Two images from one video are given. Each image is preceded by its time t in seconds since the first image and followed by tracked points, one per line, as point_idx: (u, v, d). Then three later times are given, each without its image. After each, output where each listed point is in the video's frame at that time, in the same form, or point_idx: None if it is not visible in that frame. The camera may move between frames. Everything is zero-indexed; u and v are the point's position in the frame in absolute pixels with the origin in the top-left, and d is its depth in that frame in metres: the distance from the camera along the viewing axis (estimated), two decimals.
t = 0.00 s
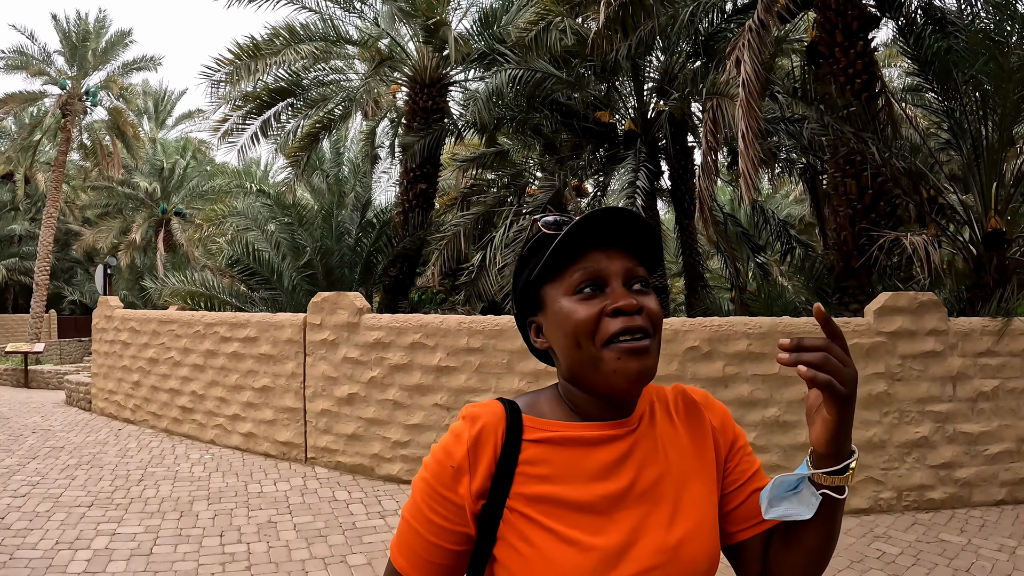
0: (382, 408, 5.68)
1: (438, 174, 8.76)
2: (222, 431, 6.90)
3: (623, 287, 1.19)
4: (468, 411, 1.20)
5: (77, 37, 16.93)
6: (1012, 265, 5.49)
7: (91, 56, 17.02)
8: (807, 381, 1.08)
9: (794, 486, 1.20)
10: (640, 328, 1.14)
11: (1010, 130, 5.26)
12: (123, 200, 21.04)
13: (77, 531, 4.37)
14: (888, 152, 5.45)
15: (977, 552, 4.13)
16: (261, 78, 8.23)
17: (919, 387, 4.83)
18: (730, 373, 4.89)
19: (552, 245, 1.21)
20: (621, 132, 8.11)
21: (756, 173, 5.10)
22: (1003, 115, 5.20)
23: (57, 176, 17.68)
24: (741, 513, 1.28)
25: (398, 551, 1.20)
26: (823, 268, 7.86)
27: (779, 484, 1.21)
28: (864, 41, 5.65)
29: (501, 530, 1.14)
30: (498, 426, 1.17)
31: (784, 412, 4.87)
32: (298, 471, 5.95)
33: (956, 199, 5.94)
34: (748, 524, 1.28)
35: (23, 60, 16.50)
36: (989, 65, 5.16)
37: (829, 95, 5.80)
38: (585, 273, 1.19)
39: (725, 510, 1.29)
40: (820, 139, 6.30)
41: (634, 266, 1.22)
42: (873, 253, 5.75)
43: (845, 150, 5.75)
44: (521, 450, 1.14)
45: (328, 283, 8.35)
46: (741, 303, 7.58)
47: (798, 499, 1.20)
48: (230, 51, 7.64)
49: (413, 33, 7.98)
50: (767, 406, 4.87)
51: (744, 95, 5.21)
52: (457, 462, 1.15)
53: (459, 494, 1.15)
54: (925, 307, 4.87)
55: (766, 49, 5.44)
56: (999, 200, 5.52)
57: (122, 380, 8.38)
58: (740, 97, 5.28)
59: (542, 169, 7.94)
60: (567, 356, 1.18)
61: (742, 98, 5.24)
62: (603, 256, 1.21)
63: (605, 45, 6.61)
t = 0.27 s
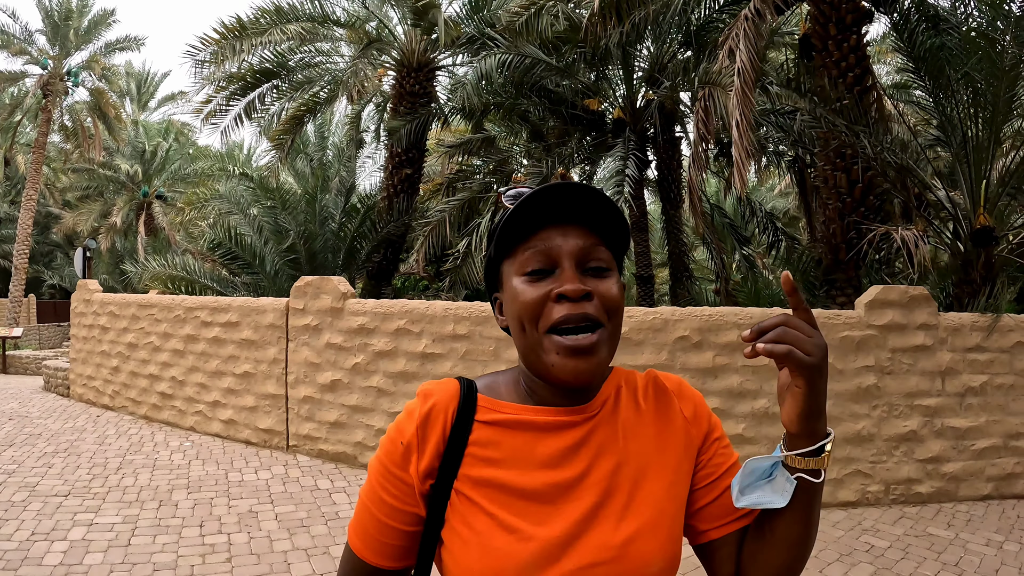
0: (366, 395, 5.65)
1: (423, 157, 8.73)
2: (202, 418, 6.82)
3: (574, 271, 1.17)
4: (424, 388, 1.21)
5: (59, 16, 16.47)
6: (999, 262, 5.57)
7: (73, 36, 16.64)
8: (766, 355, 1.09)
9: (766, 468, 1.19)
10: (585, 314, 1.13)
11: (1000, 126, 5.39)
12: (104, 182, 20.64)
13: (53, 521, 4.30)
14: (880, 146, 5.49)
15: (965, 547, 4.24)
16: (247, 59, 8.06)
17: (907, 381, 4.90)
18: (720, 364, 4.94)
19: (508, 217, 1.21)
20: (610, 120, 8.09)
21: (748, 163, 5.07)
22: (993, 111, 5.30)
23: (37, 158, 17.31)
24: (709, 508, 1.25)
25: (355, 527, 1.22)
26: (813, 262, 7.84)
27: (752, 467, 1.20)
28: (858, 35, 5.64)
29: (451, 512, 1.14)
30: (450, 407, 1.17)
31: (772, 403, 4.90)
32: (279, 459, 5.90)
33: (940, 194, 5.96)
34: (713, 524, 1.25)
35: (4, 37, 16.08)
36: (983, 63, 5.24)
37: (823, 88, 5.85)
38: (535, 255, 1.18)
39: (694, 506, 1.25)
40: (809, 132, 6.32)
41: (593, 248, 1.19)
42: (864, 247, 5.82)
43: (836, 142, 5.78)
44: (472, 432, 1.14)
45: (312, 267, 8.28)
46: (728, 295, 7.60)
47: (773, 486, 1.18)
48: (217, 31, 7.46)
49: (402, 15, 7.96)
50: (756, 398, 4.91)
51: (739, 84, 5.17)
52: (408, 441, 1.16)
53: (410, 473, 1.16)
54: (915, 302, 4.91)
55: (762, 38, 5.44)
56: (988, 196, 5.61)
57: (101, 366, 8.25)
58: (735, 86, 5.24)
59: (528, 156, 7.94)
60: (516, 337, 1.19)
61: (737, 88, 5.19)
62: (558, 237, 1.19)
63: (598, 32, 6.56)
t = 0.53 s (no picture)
0: (345, 385, 5.61)
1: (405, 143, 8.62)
2: (177, 408, 6.72)
3: (529, 310, 1.08)
4: (374, 399, 1.16)
5: None
6: (983, 263, 5.72)
7: (51, 15, 16.25)
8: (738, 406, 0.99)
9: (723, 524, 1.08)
10: (528, 365, 1.06)
11: (988, 129, 5.48)
12: (80, 165, 20.19)
13: (22, 517, 4.20)
14: (869, 143, 5.50)
15: (950, 547, 4.36)
16: (228, 40, 7.90)
17: (892, 380, 4.98)
18: (706, 360, 4.97)
19: (472, 222, 1.11)
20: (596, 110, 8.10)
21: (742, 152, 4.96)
22: (982, 113, 5.39)
23: (11, 138, 16.87)
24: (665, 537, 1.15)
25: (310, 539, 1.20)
26: (799, 258, 7.88)
27: (708, 518, 1.08)
28: (849, 32, 5.69)
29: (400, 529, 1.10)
30: (397, 418, 1.13)
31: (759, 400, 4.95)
32: (255, 451, 5.84)
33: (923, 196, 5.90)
34: (674, 554, 1.15)
35: None
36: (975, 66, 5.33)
37: (814, 84, 5.85)
38: (490, 282, 1.11)
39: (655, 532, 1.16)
40: (797, 128, 6.36)
41: (557, 283, 1.07)
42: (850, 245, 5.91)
43: (824, 139, 5.81)
44: (421, 445, 1.11)
45: (290, 254, 8.12)
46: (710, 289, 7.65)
47: (725, 541, 1.07)
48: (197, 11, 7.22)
49: None
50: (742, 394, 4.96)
51: (733, 76, 5.12)
52: (354, 454, 1.13)
53: (356, 488, 1.12)
54: (903, 300, 4.96)
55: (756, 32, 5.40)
56: (974, 200, 5.70)
57: (74, 353, 8.08)
58: (727, 79, 5.20)
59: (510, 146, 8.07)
60: (469, 352, 1.16)
61: (730, 81, 5.14)
62: (520, 264, 1.07)
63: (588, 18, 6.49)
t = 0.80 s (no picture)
0: (327, 376, 5.58)
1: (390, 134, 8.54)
2: (157, 398, 6.64)
3: (530, 293, 1.10)
4: (379, 396, 1.19)
5: None
6: (965, 263, 5.80)
7: None
8: (803, 471, 1.04)
9: (745, 552, 1.16)
10: (530, 348, 1.09)
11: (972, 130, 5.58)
12: (60, 152, 19.82)
13: None
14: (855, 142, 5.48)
15: (931, 542, 4.44)
16: (212, 26, 7.79)
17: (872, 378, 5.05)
18: (690, 354, 5.00)
19: (471, 207, 1.13)
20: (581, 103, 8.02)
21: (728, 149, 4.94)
22: (967, 114, 5.49)
23: None
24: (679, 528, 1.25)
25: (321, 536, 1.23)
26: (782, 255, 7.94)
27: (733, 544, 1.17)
28: (837, 32, 5.73)
29: (411, 520, 1.13)
30: (399, 415, 1.15)
31: (743, 395, 5.01)
32: (236, 442, 5.78)
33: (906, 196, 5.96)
34: (689, 542, 1.25)
35: None
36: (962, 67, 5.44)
37: (801, 82, 5.86)
38: (493, 269, 1.13)
39: (675, 520, 1.24)
40: (783, 125, 6.42)
41: (557, 268, 1.10)
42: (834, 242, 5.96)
43: (810, 137, 5.86)
44: (425, 437, 1.13)
45: (272, 244, 8.03)
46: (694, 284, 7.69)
47: (741, 563, 1.17)
48: None
49: None
50: (726, 388, 5.01)
51: (721, 72, 5.11)
52: (360, 450, 1.15)
53: (364, 483, 1.15)
54: (886, 298, 5.02)
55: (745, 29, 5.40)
56: (956, 201, 5.72)
57: (52, 342, 7.95)
58: (717, 74, 5.18)
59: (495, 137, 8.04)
60: (472, 339, 1.18)
61: (719, 76, 5.13)
62: (519, 250, 1.10)
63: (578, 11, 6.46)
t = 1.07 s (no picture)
0: (305, 368, 5.55)
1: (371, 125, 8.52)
2: (133, 389, 6.54)
3: (554, 285, 1.15)
4: (394, 392, 1.19)
5: None
6: (938, 266, 5.92)
7: None
8: (805, 468, 1.09)
9: (743, 547, 1.22)
10: (554, 336, 1.14)
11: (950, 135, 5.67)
12: (34, 137, 19.38)
13: None
14: (833, 144, 5.65)
15: (901, 538, 4.55)
16: (193, 12, 7.67)
17: (845, 376, 5.15)
18: (668, 350, 5.06)
19: (497, 205, 1.18)
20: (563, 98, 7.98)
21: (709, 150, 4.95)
22: (945, 119, 5.58)
23: None
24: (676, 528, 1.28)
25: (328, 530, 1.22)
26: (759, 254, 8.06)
27: (732, 539, 1.22)
28: (819, 35, 5.79)
29: (424, 515, 1.13)
30: (416, 412, 1.15)
31: (718, 391, 5.07)
32: (213, 434, 5.72)
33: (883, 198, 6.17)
34: (687, 540, 1.28)
35: None
36: (941, 73, 5.52)
37: (782, 84, 5.93)
38: (518, 262, 1.18)
39: (672, 520, 1.27)
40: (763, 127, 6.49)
41: (579, 260, 1.16)
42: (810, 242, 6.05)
43: (789, 138, 5.94)
44: (441, 433, 1.14)
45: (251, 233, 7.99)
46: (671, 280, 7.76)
47: (738, 558, 1.22)
48: None
49: None
50: (702, 384, 5.08)
51: (704, 72, 5.13)
52: (375, 445, 1.15)
53: (378, 477, 1.14)
54: (862, 299, 5.12)
55: (727, 30, 5.44)
56: (932, 205, 5.90)
57: (27, 332, 7.79)
58: (700, 74, 5.21)
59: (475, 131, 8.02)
60: (492, 334, 1.22)
61: (701, 76, 5.16)
62: (543, 243, 1.16)
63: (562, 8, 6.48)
